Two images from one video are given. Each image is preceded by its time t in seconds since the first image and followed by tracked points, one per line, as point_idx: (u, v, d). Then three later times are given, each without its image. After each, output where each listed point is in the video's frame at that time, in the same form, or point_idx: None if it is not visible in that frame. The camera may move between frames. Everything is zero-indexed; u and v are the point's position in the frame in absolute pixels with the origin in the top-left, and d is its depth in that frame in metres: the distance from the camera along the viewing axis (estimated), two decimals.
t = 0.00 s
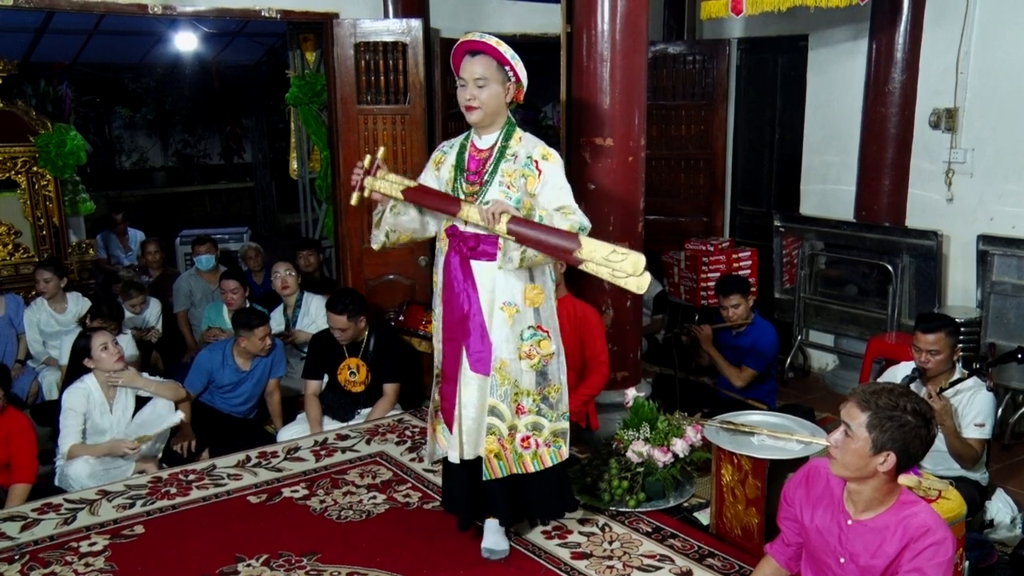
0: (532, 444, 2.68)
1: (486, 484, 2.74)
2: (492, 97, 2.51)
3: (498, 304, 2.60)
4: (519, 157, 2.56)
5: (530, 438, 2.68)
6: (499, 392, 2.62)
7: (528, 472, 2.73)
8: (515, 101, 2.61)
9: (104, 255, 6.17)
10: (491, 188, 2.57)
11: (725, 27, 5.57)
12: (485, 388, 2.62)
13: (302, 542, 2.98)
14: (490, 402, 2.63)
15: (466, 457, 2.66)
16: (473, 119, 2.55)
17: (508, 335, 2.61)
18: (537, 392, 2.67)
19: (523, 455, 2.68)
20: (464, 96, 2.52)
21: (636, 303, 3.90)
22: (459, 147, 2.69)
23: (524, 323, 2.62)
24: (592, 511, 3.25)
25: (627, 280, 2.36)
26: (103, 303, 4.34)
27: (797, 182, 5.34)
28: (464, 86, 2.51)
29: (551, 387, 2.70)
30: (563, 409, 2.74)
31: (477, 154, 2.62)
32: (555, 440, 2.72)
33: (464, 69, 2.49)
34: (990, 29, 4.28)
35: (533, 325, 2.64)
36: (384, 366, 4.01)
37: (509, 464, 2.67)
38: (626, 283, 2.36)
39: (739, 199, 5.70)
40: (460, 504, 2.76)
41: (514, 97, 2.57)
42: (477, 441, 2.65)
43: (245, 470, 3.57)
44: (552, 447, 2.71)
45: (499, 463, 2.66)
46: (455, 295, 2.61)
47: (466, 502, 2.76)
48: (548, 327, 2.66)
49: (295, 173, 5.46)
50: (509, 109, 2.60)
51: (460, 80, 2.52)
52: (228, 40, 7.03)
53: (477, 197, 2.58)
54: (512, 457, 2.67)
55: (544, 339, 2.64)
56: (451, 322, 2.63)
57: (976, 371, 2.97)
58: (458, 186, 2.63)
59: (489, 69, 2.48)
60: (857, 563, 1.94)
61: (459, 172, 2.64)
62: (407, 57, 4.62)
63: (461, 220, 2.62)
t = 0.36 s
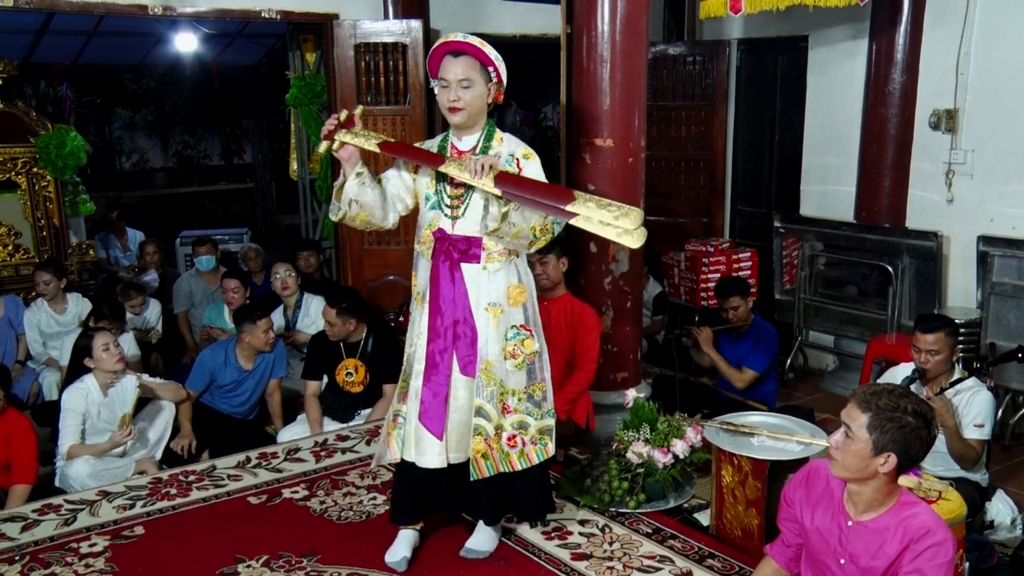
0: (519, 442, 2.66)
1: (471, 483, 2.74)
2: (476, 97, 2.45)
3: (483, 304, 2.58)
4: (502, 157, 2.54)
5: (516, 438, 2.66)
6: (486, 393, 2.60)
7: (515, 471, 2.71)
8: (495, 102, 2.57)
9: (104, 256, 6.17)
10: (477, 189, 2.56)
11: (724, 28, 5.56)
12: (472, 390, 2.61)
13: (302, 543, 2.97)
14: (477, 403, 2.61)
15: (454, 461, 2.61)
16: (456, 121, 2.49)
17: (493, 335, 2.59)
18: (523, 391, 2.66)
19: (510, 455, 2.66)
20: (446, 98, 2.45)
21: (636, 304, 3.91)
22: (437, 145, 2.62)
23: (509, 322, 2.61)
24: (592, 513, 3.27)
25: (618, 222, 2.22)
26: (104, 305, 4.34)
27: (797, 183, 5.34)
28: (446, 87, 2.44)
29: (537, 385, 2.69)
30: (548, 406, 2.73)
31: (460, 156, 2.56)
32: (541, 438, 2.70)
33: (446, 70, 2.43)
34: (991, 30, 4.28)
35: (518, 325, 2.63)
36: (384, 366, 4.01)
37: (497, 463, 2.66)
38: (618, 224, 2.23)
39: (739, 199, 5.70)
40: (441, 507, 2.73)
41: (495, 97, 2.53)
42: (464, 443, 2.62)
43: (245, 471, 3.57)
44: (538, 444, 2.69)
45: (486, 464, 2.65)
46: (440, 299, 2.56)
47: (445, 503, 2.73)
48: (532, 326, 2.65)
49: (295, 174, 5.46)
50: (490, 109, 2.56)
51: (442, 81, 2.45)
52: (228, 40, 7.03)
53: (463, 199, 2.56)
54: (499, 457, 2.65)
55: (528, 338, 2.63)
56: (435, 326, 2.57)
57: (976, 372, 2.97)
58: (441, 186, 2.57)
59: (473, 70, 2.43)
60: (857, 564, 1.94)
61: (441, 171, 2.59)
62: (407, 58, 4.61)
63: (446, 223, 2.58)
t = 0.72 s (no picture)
0: (505, 442, 2.67)
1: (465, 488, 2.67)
2: (449, 95, 2.45)
3: (466, 306, 2.57)
4: (472, 156, 2.55)
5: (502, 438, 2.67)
6: (474, 396, 2.59)
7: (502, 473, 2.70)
8: (460, 104, 2.58)
9: (111, 256, 6.17)
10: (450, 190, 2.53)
11: (730, 29, 5.55)
12: (461, 394, 2.59)
13: (307, 543, 2.98)
14: (468, 407, 2.60)
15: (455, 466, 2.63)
16: (429, 119, 2.47)
17: (478, 336, 2.59)
18: (505, 390, 2.66)
19: (498, 456, 2.66)
20: (419, 96, 2.43)
21: (641, 304, 3.90)
22: (399, 144, 2.57)
23: (490, 321, 2.62)
24: (598, 514, 3.30)
25: (625, 228, 2.15)
26: (111, 305, 4.36)
27: (803, 183, 5.33)
28: (423, 84, 2.43)
29: (518, 383, 2.69)
30: (529, 404, 2.74)
31: (429, 157, 2.53)
32: (525, 435, 2.72)
33: (422, 68, 2.41)
34: (998, 30, 4.27)
35: (496, 323, 2.64)
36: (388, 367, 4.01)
37: (487, 466, 2.65)
38: (626, 232, 2.15)
39: (745, 200, 5.69)
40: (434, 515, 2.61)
41: (462, 97, 2.54)
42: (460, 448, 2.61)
43: (251, 471, 3.58)
44: (523, 442, 2.71)
45: (482, 469, 2.65)
46: (428, 305, 2.51)
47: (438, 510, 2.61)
48: (510, 324, 2.67)
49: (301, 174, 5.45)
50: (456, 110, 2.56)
51: (416, 78, 2.43)
52: (234, 41, 7.05)
53: (438, 201, 2.54)
54: (488, 459, 2.65)
55: (507, 335, 2.65)
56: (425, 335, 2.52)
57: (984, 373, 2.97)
58: (412, 189, 2.54)
59: (448, 65, 2.43)
60: (863, 566, 1.94)
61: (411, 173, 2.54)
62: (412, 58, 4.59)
63: (422, 224, 2.54)
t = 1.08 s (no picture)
0: (484, 447, 2.68)
1: (451, 499, 2.69)
2: (433, 95, 2.47)
3: (454, 310, 2.55)
4: (457, 159, 2.54)
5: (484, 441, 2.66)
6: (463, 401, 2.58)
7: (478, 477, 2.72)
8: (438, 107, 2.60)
9: (138, 253, 6.23)
10: (436, 194, 2.51)
11: (757, 29, 5.52)
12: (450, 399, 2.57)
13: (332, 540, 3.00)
14: (458, 413, 2.58)
15: (448, 471, 2.62)
16: (414, 120, 2.47)
17: (467, 340, 2.58)
18: (484, 394, 2.66)
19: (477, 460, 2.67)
20: (404, 96, 2.43)
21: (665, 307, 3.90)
22: (380, 147, 2.54)
23: (473, 325, 2.60)
24: (620, 515, 3.30)
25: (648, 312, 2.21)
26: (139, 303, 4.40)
27: (830, 184, 5.29)
28: (409, 84, 2.43)
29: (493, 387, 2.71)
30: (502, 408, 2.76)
31: (412, 160, 2.51)
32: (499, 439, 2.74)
33: (406, 68, 2.41)
34: None
35: (477, 327, 2.63)
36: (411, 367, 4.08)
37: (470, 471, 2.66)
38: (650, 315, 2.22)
39: (770, 201, 5.64)
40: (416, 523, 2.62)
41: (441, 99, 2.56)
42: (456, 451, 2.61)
43: (275, 468, 3.60)
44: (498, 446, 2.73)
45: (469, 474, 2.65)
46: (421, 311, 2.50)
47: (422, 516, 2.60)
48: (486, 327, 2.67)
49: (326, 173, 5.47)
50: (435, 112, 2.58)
51: (400, 79, 2.43)
52: (261, 41, 7.09)
53: (424, 204, 2.50)
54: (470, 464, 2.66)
55: (484, 339, 2.65)
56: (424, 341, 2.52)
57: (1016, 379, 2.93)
58: (398, 193, 2.50)
59: (434, 66, 2.45)
60: (890, 572, 1.92)
61: (396, 177, 2.50)
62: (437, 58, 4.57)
63: (410, 228, 2.50)
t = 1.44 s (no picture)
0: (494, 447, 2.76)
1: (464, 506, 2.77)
2: (444, 91, 2.49)
3: (468, 312, 2.63)
4: (470, 160, 2.61)
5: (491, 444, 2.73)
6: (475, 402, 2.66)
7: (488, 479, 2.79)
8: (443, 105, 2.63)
9: (197, 249, 6.34)
10: (451, 195, 2.56)
11: (816, 29, 5.46)
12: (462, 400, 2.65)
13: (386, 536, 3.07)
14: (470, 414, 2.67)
15: (460, 475, 2.69)
16: (428, 117, 2.49)
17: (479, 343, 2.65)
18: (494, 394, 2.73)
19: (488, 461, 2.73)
20: (418, 94, 2.46)
21: (720, 309, 3.87)
22: (392, 147, 2.56)
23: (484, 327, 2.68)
24: (673, 518, 3.29)
25: (646, 352, 2.51)
26: (198, 296, 4.51)
27: (891, 187, 5.20)
28: (421, 82, 2.45)
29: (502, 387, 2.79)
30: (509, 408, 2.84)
31: (425, 161, 2.55)
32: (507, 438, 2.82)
33: (418, 65, 2.43)
34: None
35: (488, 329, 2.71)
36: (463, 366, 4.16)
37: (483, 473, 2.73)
38: (645, 351, 2.52)
39: (829, 203, 5.53)
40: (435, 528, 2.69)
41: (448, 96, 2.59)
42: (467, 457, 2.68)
43: (329, 463, 3.67)
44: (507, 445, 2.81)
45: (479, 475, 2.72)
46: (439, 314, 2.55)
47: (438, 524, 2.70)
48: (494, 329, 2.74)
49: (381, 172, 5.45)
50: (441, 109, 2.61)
51: (411, 77, 2.45)
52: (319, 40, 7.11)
53: (439, 204, 2.55)
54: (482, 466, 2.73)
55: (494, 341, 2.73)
56: (439, 347, 2.61)
57: None
58: (410, 193, 2.54)
59: (444, 65, 2.48)
60: None
61: (408, 176, 2.54)
62: (493, 59, 4.57)
63: (424, 229, 2.55)
